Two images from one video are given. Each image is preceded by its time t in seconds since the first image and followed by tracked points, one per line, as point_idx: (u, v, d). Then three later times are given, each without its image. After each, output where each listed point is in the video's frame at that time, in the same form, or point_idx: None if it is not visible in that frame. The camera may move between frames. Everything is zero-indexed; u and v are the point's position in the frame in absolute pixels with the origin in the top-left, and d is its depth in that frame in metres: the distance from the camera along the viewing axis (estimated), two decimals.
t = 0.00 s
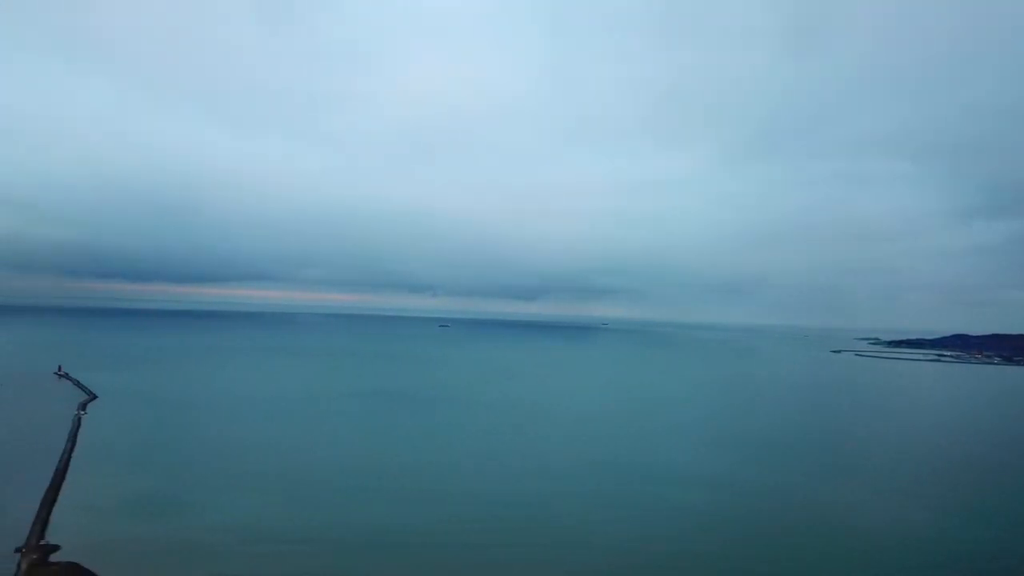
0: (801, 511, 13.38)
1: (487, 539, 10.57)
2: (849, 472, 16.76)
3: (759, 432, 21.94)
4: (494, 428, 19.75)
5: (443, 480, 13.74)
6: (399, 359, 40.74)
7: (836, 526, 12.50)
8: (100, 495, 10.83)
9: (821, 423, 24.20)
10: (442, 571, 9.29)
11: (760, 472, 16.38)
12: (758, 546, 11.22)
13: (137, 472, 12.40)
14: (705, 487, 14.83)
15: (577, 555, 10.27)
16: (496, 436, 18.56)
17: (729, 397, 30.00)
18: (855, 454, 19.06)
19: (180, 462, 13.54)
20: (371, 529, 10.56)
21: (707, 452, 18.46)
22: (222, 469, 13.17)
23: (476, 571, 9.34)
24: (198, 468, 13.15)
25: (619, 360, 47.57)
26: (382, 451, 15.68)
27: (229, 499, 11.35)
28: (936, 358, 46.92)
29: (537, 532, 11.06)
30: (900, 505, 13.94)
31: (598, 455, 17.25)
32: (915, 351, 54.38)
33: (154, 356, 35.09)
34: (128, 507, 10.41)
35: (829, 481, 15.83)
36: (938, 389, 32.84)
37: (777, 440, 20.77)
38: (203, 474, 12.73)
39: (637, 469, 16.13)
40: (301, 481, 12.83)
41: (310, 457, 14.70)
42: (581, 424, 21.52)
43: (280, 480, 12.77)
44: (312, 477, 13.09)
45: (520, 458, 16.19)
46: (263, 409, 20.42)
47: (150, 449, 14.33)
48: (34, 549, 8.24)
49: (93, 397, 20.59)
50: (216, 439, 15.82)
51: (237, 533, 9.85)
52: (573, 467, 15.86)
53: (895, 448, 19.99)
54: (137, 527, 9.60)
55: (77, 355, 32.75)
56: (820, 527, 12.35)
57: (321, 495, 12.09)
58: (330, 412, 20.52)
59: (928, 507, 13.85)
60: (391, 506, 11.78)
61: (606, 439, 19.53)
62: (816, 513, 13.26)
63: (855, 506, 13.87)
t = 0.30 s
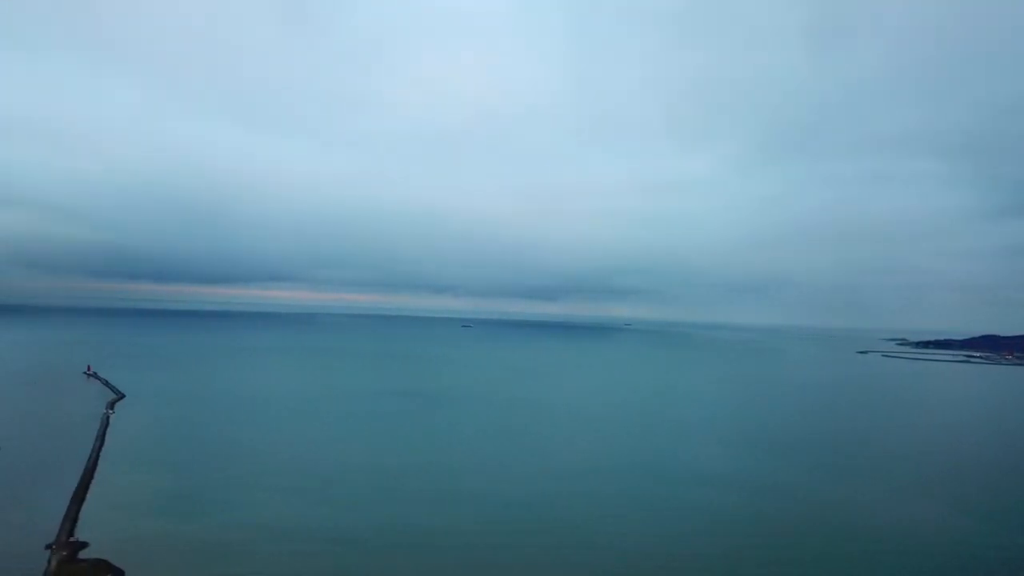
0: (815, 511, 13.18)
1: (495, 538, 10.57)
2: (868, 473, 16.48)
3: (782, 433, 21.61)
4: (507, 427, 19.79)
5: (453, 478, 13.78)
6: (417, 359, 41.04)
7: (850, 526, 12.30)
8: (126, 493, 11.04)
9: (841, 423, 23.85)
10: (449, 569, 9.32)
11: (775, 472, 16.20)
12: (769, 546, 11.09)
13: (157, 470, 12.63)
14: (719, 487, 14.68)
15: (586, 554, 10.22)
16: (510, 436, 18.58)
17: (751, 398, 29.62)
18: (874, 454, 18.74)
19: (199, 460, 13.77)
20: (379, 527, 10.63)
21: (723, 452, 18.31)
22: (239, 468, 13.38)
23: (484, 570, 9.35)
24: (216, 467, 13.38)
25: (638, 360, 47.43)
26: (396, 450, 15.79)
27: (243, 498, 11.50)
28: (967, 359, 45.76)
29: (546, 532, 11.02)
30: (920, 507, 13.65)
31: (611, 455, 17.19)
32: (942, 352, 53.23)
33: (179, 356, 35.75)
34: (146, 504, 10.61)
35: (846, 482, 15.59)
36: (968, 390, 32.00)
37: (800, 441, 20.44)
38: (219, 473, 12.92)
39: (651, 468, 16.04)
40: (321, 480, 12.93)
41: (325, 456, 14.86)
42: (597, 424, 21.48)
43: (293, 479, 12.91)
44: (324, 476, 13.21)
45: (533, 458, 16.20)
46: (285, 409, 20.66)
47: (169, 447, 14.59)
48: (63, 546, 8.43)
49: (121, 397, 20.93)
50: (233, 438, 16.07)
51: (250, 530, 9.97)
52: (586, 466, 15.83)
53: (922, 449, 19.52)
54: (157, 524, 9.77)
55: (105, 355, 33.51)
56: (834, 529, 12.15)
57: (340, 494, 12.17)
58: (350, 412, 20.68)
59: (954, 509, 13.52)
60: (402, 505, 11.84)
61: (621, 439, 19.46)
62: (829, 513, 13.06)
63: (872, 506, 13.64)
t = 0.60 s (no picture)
0: (832, 512, 13.05)
1: (509, 538, 10.57)
2: (887, 473, 16.29)
3: (800, 434, 21.37)
4: (523, 428, 19.81)
5: (468, 478, 13.84)
6: (432, 359, 41.24)
7: (868, 527, 12.17)
8: (146, 493, 11.20)
9: (859, 424, 23.59)
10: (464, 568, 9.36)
11: (792, 473, 16.07)
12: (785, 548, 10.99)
13: (177, 470, 12.82)
14: (734, 487, 14.60)
15: (601, 555, 10.20)
16: (525, 436, 18.61)
17: (769, 398, 29.35)
18: (893, 455, 18.52)
19: (218, 460, 13.96)
20: (394, 527, 10.69)
21: (739, 453, 18.20)
22: (257, 468, 13.55)
23: (499, 570, 9.37)
24: (234, 467, 13.56)
25: (653, 360, 47.29)
26: (411, 450, 15.90)
27: (261, 498, 11.63)
28: (990, 359, 44.92)
29: (560, 532, 11.01)
30: (940, 509, 13.45)
31: (627, 455, 17.16)
32: (964, 352, 52.37)
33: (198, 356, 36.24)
34: (166, 504, 10.76)
35: (865, 482, 15.42)
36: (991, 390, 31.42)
37: (818, 441, 20.21)
38: (237, 472, 13.08)
39: (667, 468, 15.99)
40: (337, 479, 13.02)
41: (341, 455, 15.00)
42: (613, 424, 21.46)
43: (310, 479, 13.03)
44: (340, 476, 13.32)
45: (548, 457, 16.23)
46: (302, 409, 20.83)
47: (189, 447, 14.79)
48: (86, 543, 8.59)
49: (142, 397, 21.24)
50: (252, 438, 16.27)
51: (267, 530, 10.08)
52: (600, 466, 15.82)
53: (943, 450, 19.21)
54: (176, 523, 9.91)
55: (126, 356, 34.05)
56: (852, 530, 12.01)
57: (355, 493, 12.25)
58: (366, 412, 20.80)
59: (977, 511, 13.27)
60: (417, 505, 11.89)
61: (637, 439, 19.41)
62: (846, 514, 12.93)
63: (890, 507, 13.47)
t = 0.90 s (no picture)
0: (855, 516, 12.83)
1: (526, 540, 10.50)
2: (910, 475, 16.02)
3: (820, 435, 21.11)
4: (540, 428, 19.75)
5: (484, 478, 13.79)
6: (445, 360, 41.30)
7: (891, 532, 11.95)
8: (167, 492, 11.27)
9: (878, 425, 23.27)
10: (483, 569, 9.30)
11: (811, 475, 15.85)
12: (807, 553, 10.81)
13: (196, 469, 12.89)
14: (754, 489, 14.44)
15: (621, 557, 10.09)
16: (541, 436, 18.56)
17: (786, 399, 29.02)
18: (915, 457, 18.22)
19: (236, 459, 14.01)
20: (411, 527, 10.66)
21: (758, 454, 17.99)
22: (274, 467, 13.59)
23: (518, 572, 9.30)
24: (252, 465, 13.61)
25: (666, 360, 47.05)
26: (427, 450, 15.88)
27: (278, 497, 11.65)
28: (1011, 360, 44.21)
29: (578, 534, 10.92)
30: (966, 513, 13.18)
31: (643, 456, 17.02)
32: (983, 353, 51.62)
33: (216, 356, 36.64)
34: (185, 502, 10.82)
35: (887, 485, 15.16)
36: (1014, 391, 30.87)
37: (839, 443, 19.94)
38: (255, 472, 13.13)
39: (685, 470, 15.83)
40: (356, 479, 13.05)
41: (358, 455, 15.01)
42: (628, 424, 21.32)
43: (326, 478, 13.04)
44: (356, 475, 13.33)
45: (564, 458, 16.15)
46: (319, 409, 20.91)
47: (206, 446, 14.87)
48: (107, 542, 8.67)
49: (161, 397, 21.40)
50: (269, 438, 16.33)
51: (285, 529, 10.08)
52: (617, 467, 15.70)
53: (967, 452, 18.90)
54: (195, 522, 9.96)
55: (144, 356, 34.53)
56: (875, 535, 11.80)
57: (375, 493, 12.28)
58: (384, 412, 20.86)
59: (1005, 515, 13.01)
60: (433, 505, 11.85)
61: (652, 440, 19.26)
62: (869, 518, 12.71)
63: (915, 511, 13.24)
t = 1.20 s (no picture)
0: (875, 518, 12.65)
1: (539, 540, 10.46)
2: (928, 477, 15.82)
3: (837, 436, 20.88)
4: (554, 428, 19.69)
5: (497, 478, 13.75)
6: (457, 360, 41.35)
7: (909, 534, 11.79)
8: (184, 491, 11.34)
9: (895, 425, 22.99)
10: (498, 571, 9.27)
11: (829, 476, 15.68)
12: (826, 555, 10.67)
13: (213, 469, 12.96)
14: (770, 490, 14.31)
15: (636, 559, 10.01)
16: (554, 436, 18.54)
17: (803, 399, 28.75)
18: (935, 458, 17.97)
19: (251, 459, 14.06)
20: (423, 527, 10.62)
21: (774, 454, 17.83)
22: (289, 467, 13.62)
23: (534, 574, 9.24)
24: (267, 466, 13.65)
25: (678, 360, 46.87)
26: (440, 450, 15.87)
27: (293, 497, 11.66)
28: None
29: (592, 536, 10.83)
30: (987, 513, 12.99)
31: (658, 457, 16.91)
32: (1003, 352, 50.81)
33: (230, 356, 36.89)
34: (200, 502, 10.86)
35: (906, 487, 14.95)
36: None
37: (857, 443, 19.70)
38: (270, 472, 13.16)
39: (700, 471, 15.70)
40: (372, 479, 13.08)
41: (372, 455, 15.03)
42: (642, 425, 21.20)
43: (341, 478, 13.07)
44: (371, 476, 13.34)
45: (578, 458, 16.09)
46: (334, 409, 20.99)
47: (222, 446, 14.95)
48: (125, 540, 8.74)
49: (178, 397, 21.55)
50: (284, 438, 16.40)
51: (299, 530, 10.09)
52: (631, 467, 15.63)
53: (988, 453, 18.60)
54: (212, 521, 10.01)
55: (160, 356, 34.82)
56: (894, 537, 11.63)
57: (390, 493, 12.28)
58: (398, 412, 20.90)
59: None
60: (447, 505, 11.84)
61: (668, 440, 19.14)
62: (890, 520, 12.52)
63: (936, 513, 13.02)
